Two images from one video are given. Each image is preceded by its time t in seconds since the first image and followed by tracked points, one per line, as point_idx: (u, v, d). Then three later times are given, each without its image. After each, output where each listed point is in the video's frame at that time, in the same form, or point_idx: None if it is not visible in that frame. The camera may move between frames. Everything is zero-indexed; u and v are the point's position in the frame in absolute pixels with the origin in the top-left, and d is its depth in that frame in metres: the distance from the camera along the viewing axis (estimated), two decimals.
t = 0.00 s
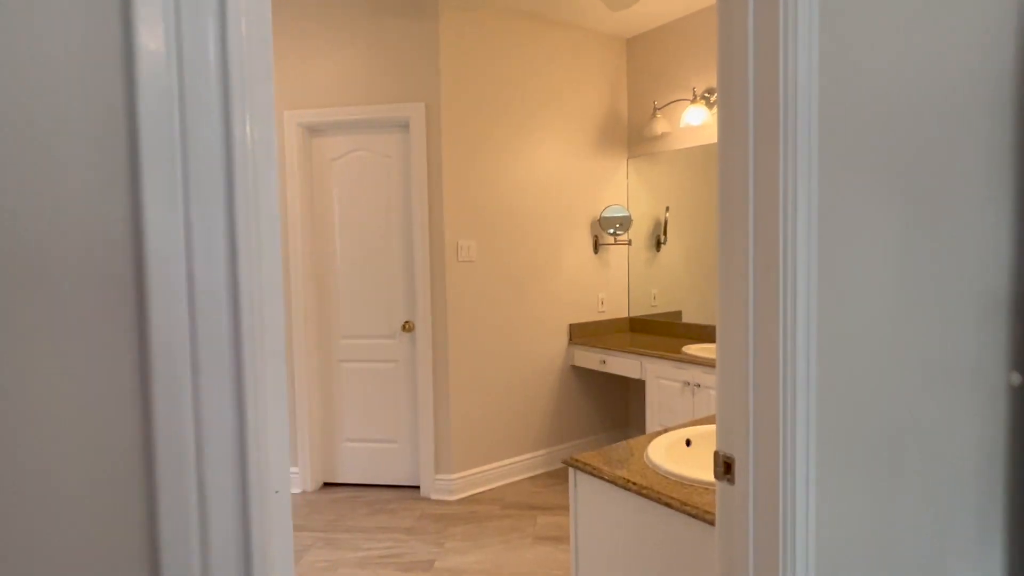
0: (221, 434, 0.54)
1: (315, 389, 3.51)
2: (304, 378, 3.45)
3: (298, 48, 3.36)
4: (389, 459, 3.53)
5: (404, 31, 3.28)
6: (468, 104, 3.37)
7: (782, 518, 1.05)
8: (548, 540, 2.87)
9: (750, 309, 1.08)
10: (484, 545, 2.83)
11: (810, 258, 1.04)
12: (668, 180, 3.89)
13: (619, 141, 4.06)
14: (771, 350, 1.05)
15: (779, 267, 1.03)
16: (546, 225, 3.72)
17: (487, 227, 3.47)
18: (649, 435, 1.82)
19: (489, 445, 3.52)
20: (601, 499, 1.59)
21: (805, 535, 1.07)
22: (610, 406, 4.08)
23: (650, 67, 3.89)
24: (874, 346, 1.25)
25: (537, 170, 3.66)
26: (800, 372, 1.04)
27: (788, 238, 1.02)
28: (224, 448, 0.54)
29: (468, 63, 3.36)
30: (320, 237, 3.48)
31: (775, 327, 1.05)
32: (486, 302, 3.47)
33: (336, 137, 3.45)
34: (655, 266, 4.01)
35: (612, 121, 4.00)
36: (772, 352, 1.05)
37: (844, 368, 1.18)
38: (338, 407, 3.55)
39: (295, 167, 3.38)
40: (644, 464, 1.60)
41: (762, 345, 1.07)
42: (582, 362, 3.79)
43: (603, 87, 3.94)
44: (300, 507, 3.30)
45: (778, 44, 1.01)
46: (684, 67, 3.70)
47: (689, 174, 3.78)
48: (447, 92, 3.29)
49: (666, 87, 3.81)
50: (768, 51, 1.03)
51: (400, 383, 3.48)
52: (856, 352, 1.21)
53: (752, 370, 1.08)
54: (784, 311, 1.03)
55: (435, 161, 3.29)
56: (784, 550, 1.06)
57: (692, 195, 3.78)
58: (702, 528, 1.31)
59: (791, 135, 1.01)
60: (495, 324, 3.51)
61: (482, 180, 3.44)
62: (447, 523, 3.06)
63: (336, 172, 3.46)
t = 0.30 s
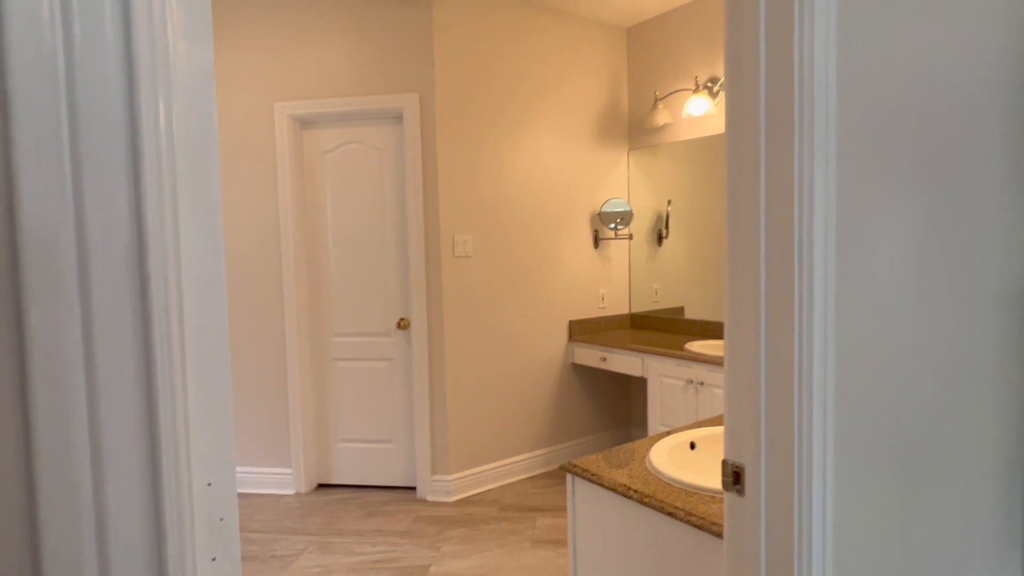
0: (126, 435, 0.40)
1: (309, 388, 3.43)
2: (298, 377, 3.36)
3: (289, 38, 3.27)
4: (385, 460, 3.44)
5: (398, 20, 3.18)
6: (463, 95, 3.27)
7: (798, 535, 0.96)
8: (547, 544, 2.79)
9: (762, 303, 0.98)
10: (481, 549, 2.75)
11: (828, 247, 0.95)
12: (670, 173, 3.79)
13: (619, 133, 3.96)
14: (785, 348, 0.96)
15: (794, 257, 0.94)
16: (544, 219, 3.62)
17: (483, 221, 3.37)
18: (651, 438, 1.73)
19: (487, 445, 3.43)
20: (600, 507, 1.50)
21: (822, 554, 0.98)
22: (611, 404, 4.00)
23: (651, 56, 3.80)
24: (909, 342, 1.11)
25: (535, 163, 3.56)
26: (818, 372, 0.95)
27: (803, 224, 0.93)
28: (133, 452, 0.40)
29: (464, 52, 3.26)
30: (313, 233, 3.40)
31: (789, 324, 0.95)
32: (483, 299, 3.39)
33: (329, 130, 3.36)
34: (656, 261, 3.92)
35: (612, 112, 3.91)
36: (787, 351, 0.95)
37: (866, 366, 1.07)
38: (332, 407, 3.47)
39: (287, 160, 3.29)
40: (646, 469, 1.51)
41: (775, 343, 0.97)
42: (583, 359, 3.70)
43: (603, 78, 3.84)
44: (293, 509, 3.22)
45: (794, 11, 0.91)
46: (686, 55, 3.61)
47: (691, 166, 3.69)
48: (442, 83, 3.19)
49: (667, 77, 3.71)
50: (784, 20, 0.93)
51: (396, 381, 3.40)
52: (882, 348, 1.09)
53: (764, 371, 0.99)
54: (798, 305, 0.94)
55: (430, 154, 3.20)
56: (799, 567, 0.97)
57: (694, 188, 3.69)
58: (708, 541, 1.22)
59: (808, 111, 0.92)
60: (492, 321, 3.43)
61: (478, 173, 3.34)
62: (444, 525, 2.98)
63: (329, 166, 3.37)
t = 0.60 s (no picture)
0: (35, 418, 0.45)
1: (296, 390, 3.34)
2: (284, 378, 3.27)
3: (274, 29, 3.17)
4: (374, 463, 3.36)
5: (385, 10, 3.10)
6: (454, 87, 3.19)
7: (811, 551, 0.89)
8: (541, 549, 2.71)
9: (773, 300, 0.90)
10: (473, 555, 2.67)
11: (846, 239, 0.87)
12: (664, 168, 3.72)
13: (613, 128, 3.89)
14: (799, 349, 0.88)
15: (808, 251, 0.86)
16: (537, 216, 3.54)
17: (474, 218, 3.29)
18: (648, 441, 1.66)
19: (478, 447, 3.35)
20: (597, 515, 1.42)
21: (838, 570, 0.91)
22: (606, 404, 3.93)
23: (645, 50, 3.72)
24: (916, 346, 1.04)
25: (527, 158, 3.48)
26: (834, 376, 0.87)
27: (819, 214, 0.85)
28: (25, 375, 0.45)
29: (454, 44, 3.17)
30: (299, 230, 3.31)
31: (803, 322, 0.87)
32: (475, 297, 3.30)
33: (314, 124, 3.27)
34: (651, 258, 3.85)
35: (605, 107, 3.83)
36: (801, 352, 0.88)
37: (881, 371, 0.99)
38: (319, 409, 3.38)
39: (271, 156, 3.20)
40: (645, 475, 1.43)
41: (788, 343, 0.89)
42: (577, 359, 3.63)
43: (597, 71, 3.76)
44: (280, 514, 3.13)
45: None
46: (680, 48, 3.54)
47: (687, 162, 3.62)
48: (431, 75, 3.11)
49: (662, 70, 3.64)
50: None
51: (385, 382, 3.32)
52: (896, 353, 1.01)
53: (775, 374, 0.91)
54: (814, 302, 0.86)
55: (419, 148, 3.12)
56: None
57: (690, 183, 3.63)
58: (713, 553, 1.15)
59: (823, 87, 0.84)
60: (484, 320, 3.35)
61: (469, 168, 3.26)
62: (435, 530, 2.90)
63: (315, 161, 3.28)
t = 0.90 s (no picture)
0: None
1: (283, 392, 3.23)
2: (270, 380, 3.16)
3: (259, 19, 3.06)
4: (364, 468, 3.26)
5: None
6: (447, 80, 3.09)
7: None
8: (537, 557, 2.62)
9: (801, 300, 0.79)
10: (466, 564, 2.57)
11: (885, 230, 0.75)
12: (662, 163, 3.64)
13: (610, 122, 3.79)
14: (830, 356, 0.77)
15: (842, 241, 0.75)
16: (532, 212, 3.44)
17: (467, 214, 3.18)
18: (653, 448, 1.56)
19: (472, 451, 3.25)
20: (599, 530, 1.33)
21: None
22: (603, 405, 3.84)
23: (642, 41, 3.63)
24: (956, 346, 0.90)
25: (521, 153, 3.38)
26: (872, 388, 0.76)
27: (855, 202, 0.74)
28: None
29: (446, 34, 3.07)
30: (286, 228, 3.20)
31: (836, 325, 0.76)
32: (468, 296, 3.20)
33: (301, 117, 3.16)
34: (649, 255, 3.77)
35: (602, 100, 3.73)
36: (833, 359, 0.76)
37: (924, 383, 0.85)
38: (308, 412, 3.27)
39: (257, 150, 3.09)
40: (650, 486, 1.34)
41: (818, 349, 0.78)
42: (573, 359, 3.53)
43: (592, 63, 3.66)
44: (266, 522, 3.02)
45: None
46: (679, 39, 3.44)
47: (685, 157, 3.53)
48: (422, 66, 3.00)
49: (660, 62, 3.54)
50: None
51: (375, 385, 3.21)
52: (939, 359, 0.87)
53: (803, 383, 0.80)
54: (849, 303, 0.75)
55: (410, 142, 3.01)
56: None
57: (688, 179, 3.54)
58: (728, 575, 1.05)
59: (859, 52, 0.72)
60: (478, 320, 3.24)
61: (462, 163, 3.16)
62: (427, 538, 2.80)
63: (301, 156, 3.17)
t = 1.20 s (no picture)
0: None
1: (265, 401, 3.10)
2: (251, 389, 3.03)
3: (239, 13, 2.94)
4: (350, 480, 3.13)
5: None
6: (436, 77, 2.98)
7: None
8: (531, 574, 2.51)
9: (840, 310, 0.66)
10: None
11: (941, 225, 0.63)
12: (657, 164, 3.55)
13: (603, 122, 3.70)
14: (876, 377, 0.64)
15: (891, 244, 0.62)
16: (523, 214, 3.34)
17: (456, 216, 3.07)
18: (656, 465, 1.46)
19: (461, 461, 3.13)
20: (601, 558, 1.22)
21: None
22: (596, 412, 3.74)
23: (636, 39, 3.54)
24: None
25: (512, 152, 3.28)
26: (927, 416, 0.64)
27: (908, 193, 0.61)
28: None
29: (434, 30, 2.96)
30: (267, 230, 3.07)
31: (884, 340, 0.64)
32: (458, 300, 3.09)
33: (283, 115, 3.03)
34: (642, 258, 3.68)
35: (594, 99, 3.64)
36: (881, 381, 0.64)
37: (991, 415, 0.72)
38: (290, 422, 3.14)
39: (236, 149, 2.96)
40: (656, 509, 1.23)
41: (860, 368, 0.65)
42: (566, 365, 3.43)
43: (584, 61, 3.57)
44: (246, 538, 2.89)
45: None
46: (674, 37, 3.36)
47: (680, 157, 3.45)
48: (409, 62, 2.89)
49: (654, 60, 3.46)
50: None
51: (360, 393, 3.09)
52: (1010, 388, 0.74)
53: (843, 411, 0.67)
54: (900, 314, 0.63)
55: (397, 141, 2.90)
56: None
57: (683, 179, 3.45)
58: None
59: (914, 20, 0.60)
60: (468, 325, 3.13)
61: (451, 163, 3.05)
62: (415, 554, 2.68)
63: (284, 155, 3.04)
